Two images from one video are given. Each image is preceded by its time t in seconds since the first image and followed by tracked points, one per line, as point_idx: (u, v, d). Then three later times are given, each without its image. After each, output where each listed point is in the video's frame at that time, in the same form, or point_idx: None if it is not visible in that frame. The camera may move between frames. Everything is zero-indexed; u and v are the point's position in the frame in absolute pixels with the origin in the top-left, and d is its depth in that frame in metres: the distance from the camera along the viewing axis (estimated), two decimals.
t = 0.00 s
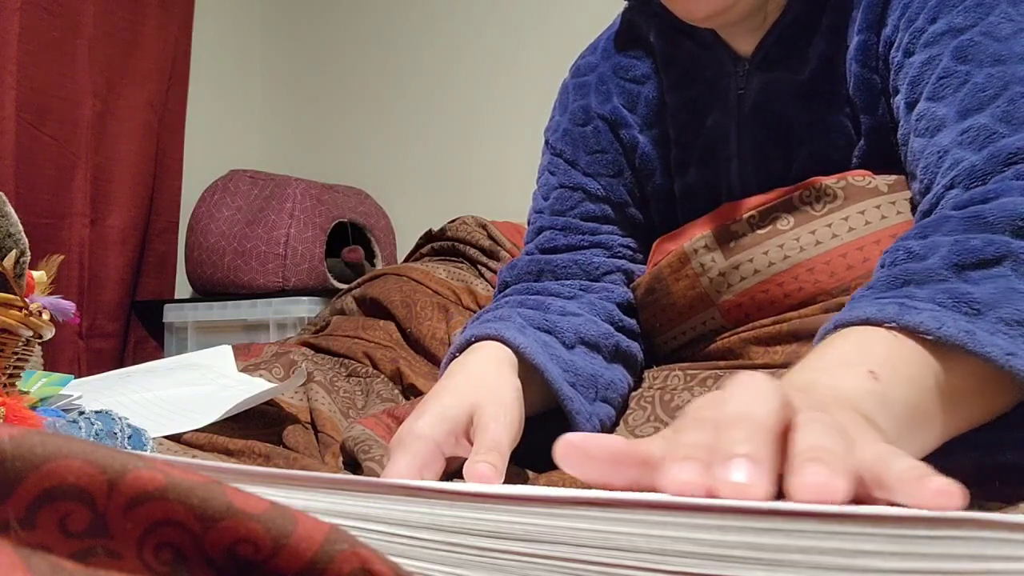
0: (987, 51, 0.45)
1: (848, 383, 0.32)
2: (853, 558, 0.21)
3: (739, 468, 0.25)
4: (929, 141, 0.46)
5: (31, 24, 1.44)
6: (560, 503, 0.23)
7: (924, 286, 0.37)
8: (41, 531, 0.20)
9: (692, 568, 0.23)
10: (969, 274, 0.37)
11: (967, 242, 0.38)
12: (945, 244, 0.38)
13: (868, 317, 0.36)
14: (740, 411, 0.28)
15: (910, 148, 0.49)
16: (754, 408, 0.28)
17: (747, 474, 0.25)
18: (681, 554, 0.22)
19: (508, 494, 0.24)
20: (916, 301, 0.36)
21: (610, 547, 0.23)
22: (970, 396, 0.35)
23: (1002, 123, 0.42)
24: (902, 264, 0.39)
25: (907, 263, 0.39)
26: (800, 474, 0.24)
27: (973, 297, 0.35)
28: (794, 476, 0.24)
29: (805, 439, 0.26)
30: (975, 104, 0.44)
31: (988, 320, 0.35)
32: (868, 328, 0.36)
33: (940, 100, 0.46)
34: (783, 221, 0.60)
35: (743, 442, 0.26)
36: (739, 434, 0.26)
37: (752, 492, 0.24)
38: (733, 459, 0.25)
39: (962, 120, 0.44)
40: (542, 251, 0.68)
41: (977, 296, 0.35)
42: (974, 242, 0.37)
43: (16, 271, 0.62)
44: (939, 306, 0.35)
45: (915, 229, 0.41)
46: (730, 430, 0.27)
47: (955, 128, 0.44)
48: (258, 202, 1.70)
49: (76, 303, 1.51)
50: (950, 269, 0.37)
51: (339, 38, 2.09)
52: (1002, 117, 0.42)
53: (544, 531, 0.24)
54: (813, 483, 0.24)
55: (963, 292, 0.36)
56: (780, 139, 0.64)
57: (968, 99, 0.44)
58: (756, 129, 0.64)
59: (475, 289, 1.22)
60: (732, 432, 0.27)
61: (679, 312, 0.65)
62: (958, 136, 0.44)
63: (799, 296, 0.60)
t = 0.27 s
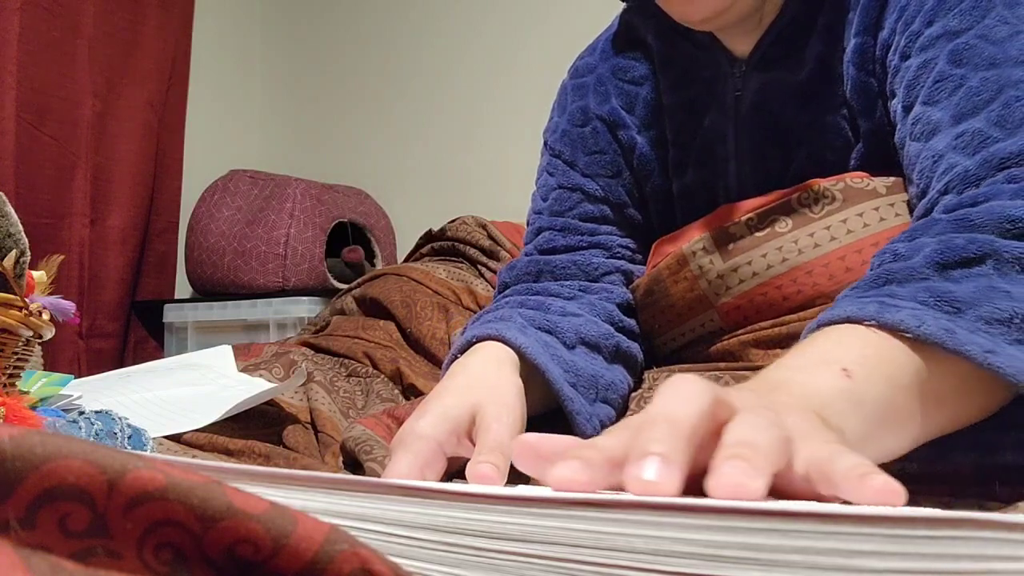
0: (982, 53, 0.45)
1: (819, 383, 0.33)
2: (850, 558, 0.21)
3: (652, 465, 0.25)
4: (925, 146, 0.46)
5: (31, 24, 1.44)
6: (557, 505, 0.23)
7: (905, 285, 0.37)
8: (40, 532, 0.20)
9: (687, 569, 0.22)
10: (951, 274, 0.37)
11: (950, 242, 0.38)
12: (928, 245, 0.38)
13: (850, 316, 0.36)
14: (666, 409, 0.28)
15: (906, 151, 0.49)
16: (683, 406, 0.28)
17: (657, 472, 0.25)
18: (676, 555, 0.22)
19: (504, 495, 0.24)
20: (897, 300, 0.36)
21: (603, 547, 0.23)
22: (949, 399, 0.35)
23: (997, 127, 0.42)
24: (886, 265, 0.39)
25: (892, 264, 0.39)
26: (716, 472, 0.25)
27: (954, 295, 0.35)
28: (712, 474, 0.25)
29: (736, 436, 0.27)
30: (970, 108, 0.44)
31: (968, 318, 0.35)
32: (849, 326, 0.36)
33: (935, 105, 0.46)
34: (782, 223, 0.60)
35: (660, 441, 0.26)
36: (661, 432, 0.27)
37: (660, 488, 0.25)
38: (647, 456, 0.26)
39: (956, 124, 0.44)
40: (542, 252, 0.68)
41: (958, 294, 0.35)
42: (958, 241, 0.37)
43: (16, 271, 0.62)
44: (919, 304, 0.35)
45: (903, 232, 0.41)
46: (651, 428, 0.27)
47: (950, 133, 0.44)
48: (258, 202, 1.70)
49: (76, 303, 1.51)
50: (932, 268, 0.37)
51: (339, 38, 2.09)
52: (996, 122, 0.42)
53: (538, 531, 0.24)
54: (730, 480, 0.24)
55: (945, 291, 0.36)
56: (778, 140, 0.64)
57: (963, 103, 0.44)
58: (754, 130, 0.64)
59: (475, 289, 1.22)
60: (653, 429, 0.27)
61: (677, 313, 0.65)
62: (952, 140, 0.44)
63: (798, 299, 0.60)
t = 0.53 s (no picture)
0: (981, 55, 0.45)
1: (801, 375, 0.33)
2: (850, 558, 0.21)
3: (602, 463, 0.27)
4: (924, 147, 0.46)
5: (31, 24, 1.44)
6: (556, 505, 0.23)
7: (896, 281, 0.37)
8: (40, 531, 0.20)
9: (686, 569, 0.22)
10: (943, 270, 0.37)
11: (942, 238, 0.38)
12: (921, 242, 0.38)
13: (839, 311, 0.36)
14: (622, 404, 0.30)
15: (905, 153, 0.49)
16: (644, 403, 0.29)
17: (605, 470, 0.27)
18: (676, 555, 0.22)
19: (504, 495, 0.24)
20: (886, 294, 0.36)
21: (602, 547, 0.23)
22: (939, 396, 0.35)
23: (995, 129, 0.42)
24: (879, 262, 0.39)
25: (884, 261, 0.39)
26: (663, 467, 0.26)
27: (945, 291, 0.35)
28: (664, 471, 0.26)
29: (695, 431, 0.28)
30: (969, 109, 0.44)
31: (957, 314, 0.35)
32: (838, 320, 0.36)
33: (934, 106, 0.46)
34: (781, 224, 0.60)
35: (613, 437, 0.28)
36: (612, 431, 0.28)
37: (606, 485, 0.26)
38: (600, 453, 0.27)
39: (954, 125, 0.44)
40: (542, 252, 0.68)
41: (949, 290, 0.35)
42: (950, 237, 0.37)
43: (17, 271, 0.62)
44: (909, 299, 0.35)
45: (897, 231, 0.41)
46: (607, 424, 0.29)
47: (949, 135, 0.44)
48: (258, 202, 1.70)
49: (76, 303, 1.51)
50: (923, 264, 0.37)
51: (339, 38, 2.09)
52: (994, 123, 0.42)
53: (537, 531, 0.24)
54: (678, 478, 0.25)
55: (935, 286, 0.36)
56: (777, 139, 0.64)
57: (962, 104, 0.44)
58: (753, 130, 0.64)
59: (475, 289, 1.22)
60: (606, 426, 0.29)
61: (677, 313, 0.65)
62: (951, 141, 0.44)
63: (799, 300, 0.60)
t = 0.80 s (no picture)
0: (981, 56, 0.45)
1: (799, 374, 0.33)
2: (852, 557, 0.21)
3: (642, 465, 0.26)
4: (923, 147, 0.46)
5: (31, 24, 1.44)
6: (559, 504, 0.23)
7: (892, 281, 0.37)
8: (40, 532, 0.20)
9: (689, 569, 0.22)
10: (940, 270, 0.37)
11: (940, 238, 0.38)
12: (919, 243, 0.39)
13: (834, 310, 0.36)
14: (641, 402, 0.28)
15: (905, 153, 0.49)
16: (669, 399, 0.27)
17: (648, 472, 0.26)
18: (679, 555, 0.22)
19: (506, 495, 0.24)
20: (882, 293, 0.36)
21: (605, 547, 0.23)
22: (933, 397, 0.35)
23: (994, 129, 0.42)
24: (877, 262, 0.39)
25: (882, 261, 0.39)
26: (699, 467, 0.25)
27: (941, 290, 0.35)
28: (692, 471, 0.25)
29: (717, 422, 0.27)
30: (967, 110, 0.44)
31: (952, 313, 0.35)
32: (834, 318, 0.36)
33: (934, 106, 0.46)
34: (781, 224, 0.60)
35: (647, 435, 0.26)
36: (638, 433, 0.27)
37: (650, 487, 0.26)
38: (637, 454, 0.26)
39: (954, 126, 0.44)
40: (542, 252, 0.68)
41: (945, 289, 0.35)
42: (946, 237, 0.38)
43: (17, 271, 0.62)
44: (904, 298, 0.35)
45: (896, 232, 0.41)
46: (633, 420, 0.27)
47: (948, 135, 0.44)
48: (258, 202, 1.70)
49: (76, 303, 1.51)
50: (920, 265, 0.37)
51: (339, 38, 2.09)
52: (992, 124, 0.42)
53: (540, 531, 0.24)
54: (710, 481, 0.24)
55: (930, 286, 0.36)
56: (776, 140, 0.64)
57: (961, 105, 0.44)
58: (752, 130, 0.64)
59: (475, 289, 1.22)
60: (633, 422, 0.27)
61: (677, 313, 0.65)
62: (949, 143, 0.44)
63: (799, 300, 0.60)
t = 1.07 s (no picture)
0: (982, 56, 0.45)
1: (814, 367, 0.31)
2: (851, 558, 0.21)
3: (760, 469, 0.24)
4: (924, 148, 0.46)
5: (31, 24, 1.44)
6: (559, 505, 0.23)
7: (900, 278, 0.37)
8: (40, 532, 0.20)
9: (688, 569, 0.23)
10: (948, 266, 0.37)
11: (947, 236, 0.38)
12: (925, 240, 0.39)
13: (843, 306, 0.36)
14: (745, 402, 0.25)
15: (905, 153, 0.49)
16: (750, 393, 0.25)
17: (770, 476, 0.23)
18: (678, 555, 0.22)
19: (507, 494, 0.24)
20: (890, 290, 0.36)
21: (605, 547, 0.23)
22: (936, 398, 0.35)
23: (995, 130, 0.42)
24: (883, 259, 0.39)
25: (889, 258, 0.39)
26: (812, 471, 0.23)
27: (950, 287, 0.35)
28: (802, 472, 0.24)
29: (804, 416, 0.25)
30: (969, 110, 0.44)
31: (961, 310, 0.35)
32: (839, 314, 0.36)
33: (935, 107, 0.46)
34: (781, 224, 0.60)
35: (758, 438, 0.24)
36: (747, 436, 0.24)
37: (775, 493, 0.23)
38: (753, 458, 0.24)
39: (955, 126, 0.44)
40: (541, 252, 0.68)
41: (954, 287, 0.35)
42: (952, 235, 0.38)
43: (16, 271, 0.62)
44: (912, 295, 0.35)
45: (901, 229, 0.41)
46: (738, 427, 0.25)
47: (949, 135, 0.44)
48: (258, 202, 1.70)
49: (76, 303, 1.51)
50: (928, 261, 0.37)
51: (338, 38, 2.09)
52: (994, 124, 0.42)
53: (541, 531, 0.24)
54: (823, 485, 0.23)
55: (938, 282, 0.36)
56: (775, 140, 0.64)
57: (962, 105, 0.44)
58: (752, 130, 0.64)
59: (475, 289, 1.22)
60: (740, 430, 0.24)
61: (676, 313, 0.65)
62: (950, 143, 0.44)
63: (799, 300, 0.60)
